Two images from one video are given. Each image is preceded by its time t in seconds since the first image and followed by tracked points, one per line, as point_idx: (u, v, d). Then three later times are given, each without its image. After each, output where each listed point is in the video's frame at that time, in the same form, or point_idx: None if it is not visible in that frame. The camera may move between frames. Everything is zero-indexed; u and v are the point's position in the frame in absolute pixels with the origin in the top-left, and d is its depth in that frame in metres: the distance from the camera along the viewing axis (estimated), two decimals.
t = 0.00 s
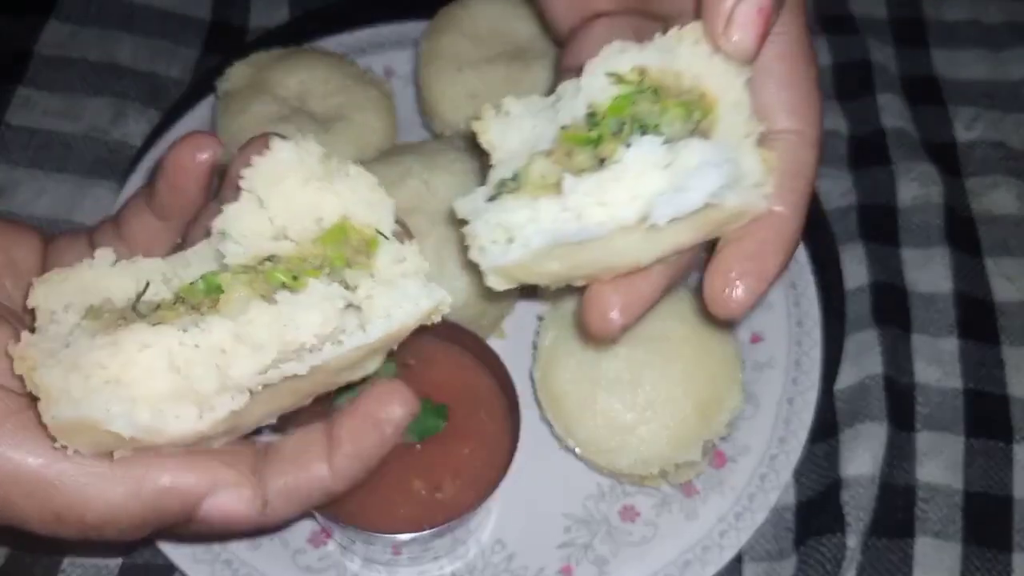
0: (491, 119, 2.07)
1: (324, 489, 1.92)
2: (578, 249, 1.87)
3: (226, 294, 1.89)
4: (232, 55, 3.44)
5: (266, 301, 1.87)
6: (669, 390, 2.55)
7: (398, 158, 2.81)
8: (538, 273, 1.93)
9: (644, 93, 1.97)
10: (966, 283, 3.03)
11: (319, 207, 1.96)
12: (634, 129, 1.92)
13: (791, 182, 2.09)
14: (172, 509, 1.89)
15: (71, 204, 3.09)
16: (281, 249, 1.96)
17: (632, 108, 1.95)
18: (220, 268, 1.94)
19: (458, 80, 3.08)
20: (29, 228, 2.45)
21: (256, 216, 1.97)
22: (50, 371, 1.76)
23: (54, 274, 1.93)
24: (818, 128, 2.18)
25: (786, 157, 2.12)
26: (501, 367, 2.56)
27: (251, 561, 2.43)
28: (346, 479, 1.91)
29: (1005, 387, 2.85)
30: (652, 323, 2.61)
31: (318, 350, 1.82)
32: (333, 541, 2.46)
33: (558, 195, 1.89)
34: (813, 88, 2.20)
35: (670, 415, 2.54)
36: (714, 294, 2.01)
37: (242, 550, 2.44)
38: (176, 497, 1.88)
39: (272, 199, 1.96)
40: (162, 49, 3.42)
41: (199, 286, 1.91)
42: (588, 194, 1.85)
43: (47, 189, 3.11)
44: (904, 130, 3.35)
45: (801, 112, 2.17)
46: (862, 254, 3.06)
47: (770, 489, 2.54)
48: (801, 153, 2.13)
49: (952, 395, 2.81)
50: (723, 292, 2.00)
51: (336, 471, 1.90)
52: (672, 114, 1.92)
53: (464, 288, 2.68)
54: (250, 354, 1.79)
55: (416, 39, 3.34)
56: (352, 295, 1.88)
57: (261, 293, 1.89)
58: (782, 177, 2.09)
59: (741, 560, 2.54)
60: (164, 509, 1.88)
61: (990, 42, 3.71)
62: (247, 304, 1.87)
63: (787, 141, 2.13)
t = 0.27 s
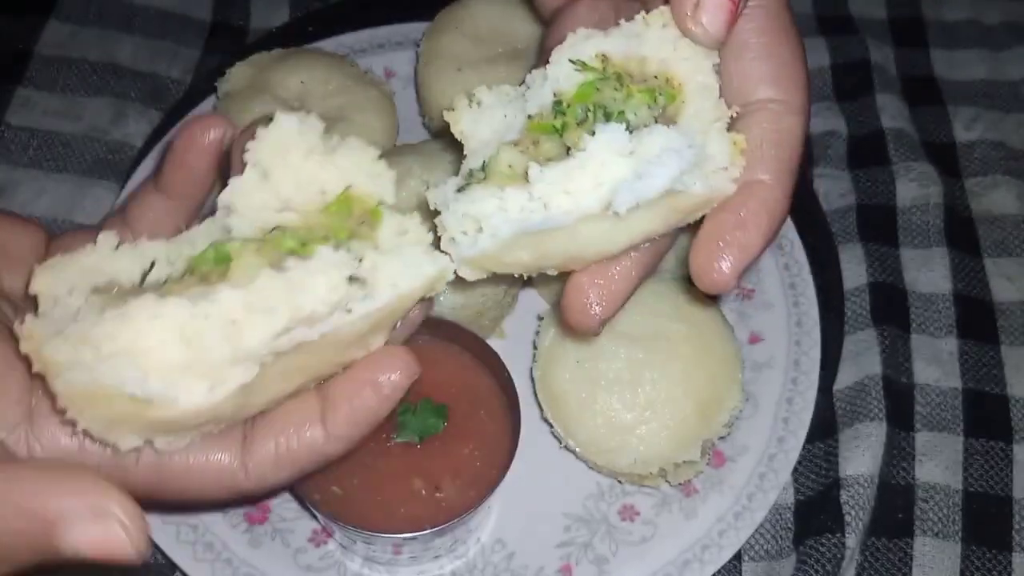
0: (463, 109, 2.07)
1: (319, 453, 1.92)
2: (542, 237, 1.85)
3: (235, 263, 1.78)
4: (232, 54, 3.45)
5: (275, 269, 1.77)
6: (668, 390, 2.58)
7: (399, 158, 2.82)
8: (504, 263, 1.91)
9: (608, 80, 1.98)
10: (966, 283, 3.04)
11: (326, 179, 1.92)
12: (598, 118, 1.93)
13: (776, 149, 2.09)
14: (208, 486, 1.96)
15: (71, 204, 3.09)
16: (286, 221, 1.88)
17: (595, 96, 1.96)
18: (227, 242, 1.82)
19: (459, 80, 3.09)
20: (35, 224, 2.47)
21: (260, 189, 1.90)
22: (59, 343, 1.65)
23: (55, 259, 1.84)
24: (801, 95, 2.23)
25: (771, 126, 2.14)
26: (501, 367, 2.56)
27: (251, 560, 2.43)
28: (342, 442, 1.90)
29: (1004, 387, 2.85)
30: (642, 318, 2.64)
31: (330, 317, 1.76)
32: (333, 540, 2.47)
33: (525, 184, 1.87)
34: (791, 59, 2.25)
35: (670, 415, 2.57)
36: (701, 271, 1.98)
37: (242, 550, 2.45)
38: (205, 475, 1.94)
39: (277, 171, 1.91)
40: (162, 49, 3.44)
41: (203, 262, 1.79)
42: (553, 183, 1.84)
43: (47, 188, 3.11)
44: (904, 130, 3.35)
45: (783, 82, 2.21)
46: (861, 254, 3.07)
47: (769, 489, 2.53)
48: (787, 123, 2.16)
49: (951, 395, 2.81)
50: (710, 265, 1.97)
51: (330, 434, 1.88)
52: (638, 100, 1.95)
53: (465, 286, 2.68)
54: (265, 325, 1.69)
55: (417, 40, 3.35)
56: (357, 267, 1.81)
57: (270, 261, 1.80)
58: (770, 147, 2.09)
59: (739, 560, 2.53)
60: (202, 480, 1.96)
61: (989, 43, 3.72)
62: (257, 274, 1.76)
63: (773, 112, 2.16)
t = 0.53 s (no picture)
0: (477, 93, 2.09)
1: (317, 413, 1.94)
2: (559, 207, 1.84)
3: (275, 199, 1.81)
4: (231, 53, 3.44)
5: (313, 212, 1.79)
6: (670, 390, 2.57)
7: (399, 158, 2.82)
8: (521, 237, 1.89)
9: (630, 57, 1.95)
10: (966, 283, 3.04)
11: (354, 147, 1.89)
12: (620, 92, 1.89)
13: (780, 148, 2.21)
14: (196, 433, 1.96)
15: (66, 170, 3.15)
16: (330, 168, 1.87)
17: (617, 72, 1.93)
18: (262, 176, 1.83)
19: (457, 81, 3.08)
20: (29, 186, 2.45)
21: (304, 133, 1.89)
22: (92, 248, 1.64)
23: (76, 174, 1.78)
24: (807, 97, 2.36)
25: (777, 125, 2.26)
26: (502, 367, 2.55)
27: (251, 560, 2.42)
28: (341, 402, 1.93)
29: (1005, 387, 2.85)
30: (653, 307, 2.63)
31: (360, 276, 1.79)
32: (334, 540, 2.47)
33: (544, 154, 1.85)
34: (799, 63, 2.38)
35: (670, 416, 2.56)
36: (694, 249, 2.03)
37: (242, 550, 2.44)
38: (197, 417, 1.93)
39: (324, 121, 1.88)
40: (162, 50, 3.46)
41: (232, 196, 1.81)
42: (575, 150, 1.81)
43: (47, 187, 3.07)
44: (904, 130, 3.35)
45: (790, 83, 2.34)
46: (861, 254, 3.07)
47: (769, 489, 2.52)
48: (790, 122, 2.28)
49: (952, 396, 2.81)
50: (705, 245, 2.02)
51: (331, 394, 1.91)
52: (658, 78, 1.90)
53: (465, 288, 2.69)
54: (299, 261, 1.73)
55: (417, 40, 3.36)
56: (389, 228, 1.82)
57: (309, 204, 1.82)
58: (774, 145, 2.21)
59: (739, 560, 2.52)
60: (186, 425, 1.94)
61: (989, 43, 3.72)
62: (295, 214, 1.78)
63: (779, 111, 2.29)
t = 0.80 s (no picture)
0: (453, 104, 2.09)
1: (304, 428, 1.97)
2: (535, 227, 1.86)
3: (263, 252, 1.80)
4: (231, 52, 3.44)
5: (302, 262, 1.79)
6: (669, 390, 2.58)
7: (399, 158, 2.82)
8: (500, 256, 1.91)
9: (603, 73, 1.98)
10: (966, 283, 3.04)
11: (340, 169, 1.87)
12: (593, 109, 1.93)
13: (756, 156, 2.16)
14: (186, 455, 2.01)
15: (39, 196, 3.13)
16: (313, 209, 1.87)
17: (589, 88, 1.97)
18: (250, 220, 1.84)
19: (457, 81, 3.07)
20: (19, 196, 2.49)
21: (286, 171, 1.87)
22: (77, 321, 1.67)
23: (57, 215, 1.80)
24: (781, 100, 2.28)
25: (753, 130, 2.20)
26: (501, 367, 2.55)
27: (251, 560, 2.43)
28: (326, 418, 1.94)
29: (1005, 387, 2.85)
30: (643, 314, 2.62)
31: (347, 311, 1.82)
32: (334, 540, 2.47)
33: (519, 173, 1.87)
34: (772, 64, 2.29)
35: (670, 416, 2.57)
36: (670, 260, 2.02)
37: (242, 550, 2.44)
38: (183, 437, 1.98)
39: (311, 158, 1.87)
40: (162, 50, 3.45)
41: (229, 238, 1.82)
42: (548, 171, 1.84)
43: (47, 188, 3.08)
44: (904, 130, 3.35)
45: (764, 85, 2.25)
46: (861, 254, 3.07)
47: (769, 489, 2.52)
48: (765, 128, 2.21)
49: (952, 396, 2.81)
50: (682, 255, 2.01)
51: (316, 410, 1.93)
52: (632, 93, 1.94)
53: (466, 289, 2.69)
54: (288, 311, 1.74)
55: (417, 40, 3.36)
56: (375, 260, 1.83)
57: (298, 254, 1.81)
58: (750, 154, 2.16)
59: (739, 560, 2.52)
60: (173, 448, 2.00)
61: (989, 43, 3.73)
62: (286, 265, 1.78)
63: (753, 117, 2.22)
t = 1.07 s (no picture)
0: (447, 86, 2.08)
1: (279, 433, 2.02)
2: (527, 212, 1.84)
3: (230, 263, 1.74)
4: (230, 52, 3.44)
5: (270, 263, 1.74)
6: (669, 390, 2.58)
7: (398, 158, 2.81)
8: (493, 241, 1.89)
9: (600, 55, 1.96)
10: (966, 283, 3.04)
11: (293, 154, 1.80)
12: (590, 92, 1.90)
13: (752, 144, 2.25)
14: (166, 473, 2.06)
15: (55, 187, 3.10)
16: (272, 206, 1.81)
17: (586, 71, 1.94)
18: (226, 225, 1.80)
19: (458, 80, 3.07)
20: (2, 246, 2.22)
21: (239, 169, 1.81)
22: (59, 367, 1.66)
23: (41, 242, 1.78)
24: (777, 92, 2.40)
25: (749, 118, 2.30)
26: (501, 366, 2.54)
27: (251, 560, 2.43)
28: (299, 417, 1.99)
29: (1005, 387, 2.85)
30: (640, 313, 2.62)
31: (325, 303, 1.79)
32: (334, 540, 2.47)
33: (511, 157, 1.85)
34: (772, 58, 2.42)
35: (670, 415, 2.57)
36: (662, 251, 2.10)
37: (242, 550, 2.44)
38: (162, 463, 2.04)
39: (260, 152, 1.80)
40: (162, 50, 3.45)
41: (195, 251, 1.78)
42: (542, 156, 1.81)
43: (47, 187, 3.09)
44: (904, 130, 3.35)
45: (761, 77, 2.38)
46: (861, 254, 3.07)
47: (769, 489, 2.52)
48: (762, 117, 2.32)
49: (952, 396, 2.81)
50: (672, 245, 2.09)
51: (290, 412, 1.98)
52: (628, 77, 1.92)
53: (464, 289, 2.70)
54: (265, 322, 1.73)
55: (416, 40, 3.36)
56: (346, 242, 1.79)
57: (266, 259, 1.75)
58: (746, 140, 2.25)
59: (739, 560, 2.52)
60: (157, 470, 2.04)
61: (989, 43, 3.73)
62: (257, 271, 1.73)
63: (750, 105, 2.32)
